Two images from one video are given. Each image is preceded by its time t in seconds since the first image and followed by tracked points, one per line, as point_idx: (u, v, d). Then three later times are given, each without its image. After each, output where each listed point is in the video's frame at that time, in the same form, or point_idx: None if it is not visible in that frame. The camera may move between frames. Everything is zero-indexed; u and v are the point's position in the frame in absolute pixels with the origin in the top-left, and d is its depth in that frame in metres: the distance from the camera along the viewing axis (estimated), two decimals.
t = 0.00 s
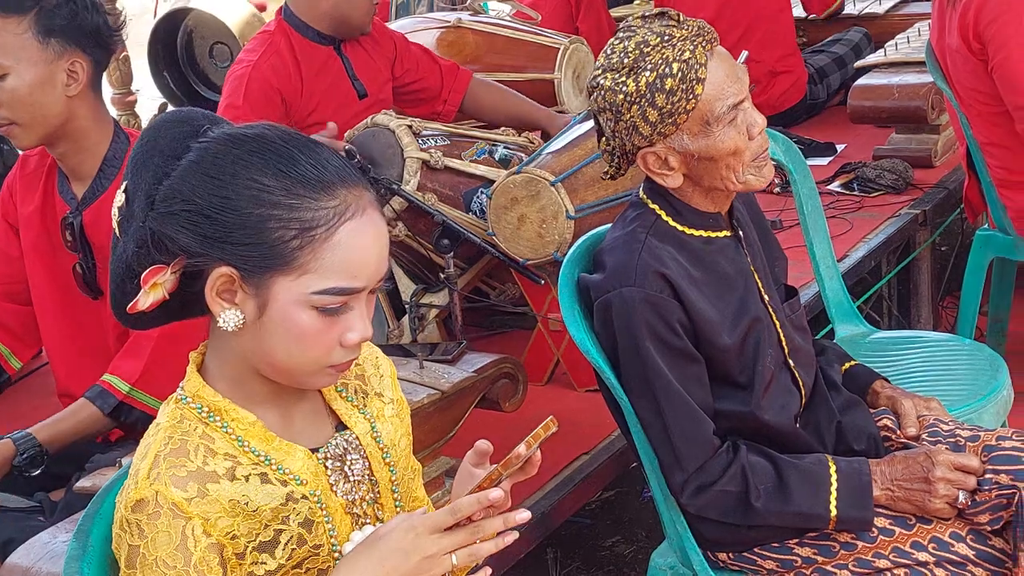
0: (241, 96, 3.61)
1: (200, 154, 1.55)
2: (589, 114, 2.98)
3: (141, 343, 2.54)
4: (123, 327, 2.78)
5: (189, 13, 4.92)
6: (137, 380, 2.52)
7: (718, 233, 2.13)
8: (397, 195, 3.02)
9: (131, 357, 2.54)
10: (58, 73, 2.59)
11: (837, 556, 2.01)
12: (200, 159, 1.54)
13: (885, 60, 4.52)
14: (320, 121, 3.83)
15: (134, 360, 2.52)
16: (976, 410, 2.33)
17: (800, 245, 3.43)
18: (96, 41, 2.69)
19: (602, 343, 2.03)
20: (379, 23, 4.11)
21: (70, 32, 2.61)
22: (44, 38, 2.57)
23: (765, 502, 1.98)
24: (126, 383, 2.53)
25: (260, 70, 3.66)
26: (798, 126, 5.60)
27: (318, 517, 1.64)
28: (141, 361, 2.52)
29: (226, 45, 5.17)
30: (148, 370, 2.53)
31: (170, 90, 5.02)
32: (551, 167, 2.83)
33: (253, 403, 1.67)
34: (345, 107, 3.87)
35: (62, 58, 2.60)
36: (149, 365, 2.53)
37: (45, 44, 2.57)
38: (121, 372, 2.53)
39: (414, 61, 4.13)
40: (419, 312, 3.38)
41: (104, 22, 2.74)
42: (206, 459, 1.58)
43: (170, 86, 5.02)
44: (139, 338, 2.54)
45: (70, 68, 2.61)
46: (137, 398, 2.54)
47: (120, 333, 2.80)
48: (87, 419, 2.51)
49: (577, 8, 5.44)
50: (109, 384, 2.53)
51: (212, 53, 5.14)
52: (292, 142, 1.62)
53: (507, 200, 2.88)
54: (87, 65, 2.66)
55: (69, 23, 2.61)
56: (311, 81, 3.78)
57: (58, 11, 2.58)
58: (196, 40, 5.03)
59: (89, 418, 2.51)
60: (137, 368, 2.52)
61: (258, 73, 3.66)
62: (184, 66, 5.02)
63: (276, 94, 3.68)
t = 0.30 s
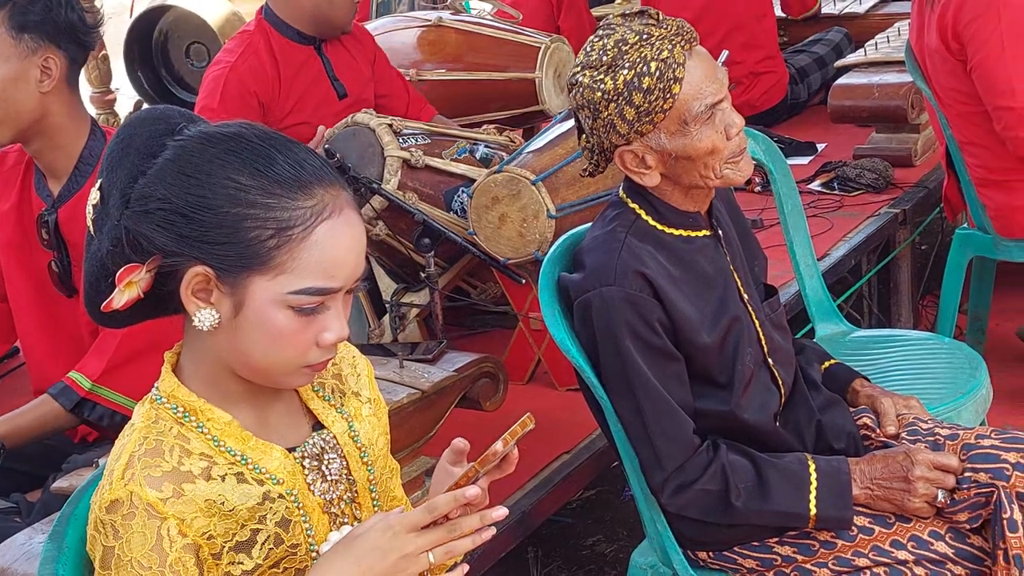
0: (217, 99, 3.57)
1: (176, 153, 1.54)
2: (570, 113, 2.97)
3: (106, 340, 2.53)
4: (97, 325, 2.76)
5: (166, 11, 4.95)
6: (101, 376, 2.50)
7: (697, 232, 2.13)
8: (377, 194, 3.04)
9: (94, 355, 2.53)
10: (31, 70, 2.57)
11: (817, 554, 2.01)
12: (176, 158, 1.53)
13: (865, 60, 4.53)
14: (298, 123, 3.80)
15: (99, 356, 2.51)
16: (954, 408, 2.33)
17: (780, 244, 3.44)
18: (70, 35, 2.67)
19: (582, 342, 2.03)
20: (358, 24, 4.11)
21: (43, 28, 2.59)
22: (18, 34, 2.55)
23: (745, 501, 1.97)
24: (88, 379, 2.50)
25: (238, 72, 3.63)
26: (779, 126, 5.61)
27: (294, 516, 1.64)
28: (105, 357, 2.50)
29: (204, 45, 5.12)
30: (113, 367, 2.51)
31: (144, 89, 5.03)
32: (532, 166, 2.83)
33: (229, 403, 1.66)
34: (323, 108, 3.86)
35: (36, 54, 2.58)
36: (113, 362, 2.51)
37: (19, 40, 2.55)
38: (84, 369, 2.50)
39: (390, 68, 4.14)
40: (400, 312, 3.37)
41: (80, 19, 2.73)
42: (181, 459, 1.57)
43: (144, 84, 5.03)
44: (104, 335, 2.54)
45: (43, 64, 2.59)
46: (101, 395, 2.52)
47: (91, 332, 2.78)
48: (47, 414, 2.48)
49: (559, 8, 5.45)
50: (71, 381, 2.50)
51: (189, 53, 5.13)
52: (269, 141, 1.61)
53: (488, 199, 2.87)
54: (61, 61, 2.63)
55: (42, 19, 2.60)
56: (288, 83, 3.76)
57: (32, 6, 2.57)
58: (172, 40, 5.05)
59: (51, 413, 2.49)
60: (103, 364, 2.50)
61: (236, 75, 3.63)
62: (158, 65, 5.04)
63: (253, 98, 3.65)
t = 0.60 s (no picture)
0: (199, 96, 3.58)
1: (155, 154, 1.53)
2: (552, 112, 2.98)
3: (92, 343, 2.52)
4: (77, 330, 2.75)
5: (146, 10, 4.90)
6: (86, 382, 2.49)
7: (678, 231, 2.13)
8: (358, 195, 3.03)
9: (80, 359, 2.52)
10: (6, 71, 2.57)
11: (800, 551, 2.02)
12: (155, 159, 1.52)
13: (846, 58, 4.54)
14: (279, 123, 3.79)
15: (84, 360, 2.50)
16: (936, 405, 2.34)
17: (761, 242, 3.44)
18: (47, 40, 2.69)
19: (564, 341, 2.03)
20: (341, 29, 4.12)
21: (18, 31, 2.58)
22: None
23: (728, 499, 1.98)
24: (74, 385, 2.50)
25: (221, 70, 3.63)
26: (761, 124, 5.62)
27: (275, 518, 1.63)
28: (90, 362, 2.49)
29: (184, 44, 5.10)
30: (99, 371, 2.51)
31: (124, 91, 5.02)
32: (513, 165, 2.84)
33: (208, 405, 1.65)
34: (304, 107, 3.84)
35: (11, 56, 2.58)
36: (97, 367, 2.50)
37: None
38: (69, 374, 2.50)
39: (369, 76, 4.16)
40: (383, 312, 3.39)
41: (57, 21, 2.72)
42: (161, 462, 1.56)
43: (124, 86, 5.01)
44: (90, 338, 2.52)
45: (18, 66, 2.59)
46: (86, 400, 2.51)
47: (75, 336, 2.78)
48: (35, 423, 2.47)
49: (541, 7, 5.45)
50: (56, 388, 2.50)
51: (169, 53, 5.10)
52: (248, 142, 1.60)
53: (470, 198, 2.87)
54: (37, 63, 2.64)
55: (18, 21, 2.60)
56: (272, 83, 3.75)
57: (6, 8, 2.57)
58: (153, 40, 5.01)
59: (38, 421, 2.48)
60: (89, 369, 2.49)
61: (219, 74, 3.63)
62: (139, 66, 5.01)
63: (235, 97, 3.66)
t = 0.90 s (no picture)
0: (199, 89, 3.57)
1: (146, 150, 1.53)
2: (545, 108, 2.99)
3: (61, 337, 2.50)
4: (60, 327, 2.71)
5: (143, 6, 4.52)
6: (50, 375, 2.47)
7: (670, 228, 2.13)
8: (350, 191, 3.04)
9: (46, 354, 2.50)
10: None
11: (791, 547, 2.02)
12: (146, 156, 1.52)
13: (839, 54, 4.54)
14: (276, 117, 3.78)
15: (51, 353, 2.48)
16: (928, 402, 2.34)
17: (753, 239, 3.45)
18: (30, 38, 2.68)
19: (557, 338, 2.02)
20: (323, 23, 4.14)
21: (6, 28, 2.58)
22: None
23: (719, 495, 1.98)
24: (38, 380, 2.48)
25: (220, 64, 3.62)
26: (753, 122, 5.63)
27: (266, 515, 1.63)
28: (56, 356, 2.48)
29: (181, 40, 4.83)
30: (64, 365, 2.49)
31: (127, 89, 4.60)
32: (505, 162, 2.83)
33: (199, 402, 1.65)
34: (300, 102, 3.84)
35: None
36: (65, 363, 2.48)
37: None
38: (34, 368, 2.48)
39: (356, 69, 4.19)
40: (376, 308, 3.37)
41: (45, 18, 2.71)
42: (151, 458, 1.56)
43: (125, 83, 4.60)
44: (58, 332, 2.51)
45: (1, 65, 2.60)
46: (50, 396, 2.49)
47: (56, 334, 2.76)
48: None
49: (533, 4, 5.45)
50: (21, 383, 2.48)
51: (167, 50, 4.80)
52: (240, 139, 1.60)
53: (462, 195, 2.86)
54: (21, 62, 2.65)
55: (1, 22, 2.61)
56: (268, 76, 3.74)
57: None
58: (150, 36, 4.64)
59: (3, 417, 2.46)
60: (55, 362, 2.48)
61: (218, 68, 3.62)
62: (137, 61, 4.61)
63: (235, 91, 3.65)
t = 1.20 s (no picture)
0: (195, 83, 3.55)
1: (141, 147, 1.52)
2: (541, 107, 2.98)
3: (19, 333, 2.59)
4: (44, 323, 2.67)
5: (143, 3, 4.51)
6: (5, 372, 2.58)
7: (667, 225, 2.13)
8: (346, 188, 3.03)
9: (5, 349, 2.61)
10: None
11: (788, 545, 2.03)
12: (140, 152, 1.51)
13: (836, 53, 4.54)
14: (269, 111, 3.77)
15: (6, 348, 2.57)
16: (924, 399, 2.34)
17: (750, 237, 3.45)
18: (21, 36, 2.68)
19: (553, 336, 2.02)
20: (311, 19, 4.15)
21: None
22: None
23: (717, 493, 1.98)
24: None
25: (216, 57, 3.61)
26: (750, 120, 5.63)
27: (262, 512, 1.63)
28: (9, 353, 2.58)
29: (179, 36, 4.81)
30: (17, 364, 2.58)
31: (128, 84, 4.56)
32: (502, 160, 2.83)
33: (195, 399, 1.64)
34: (294, 95, 3.84)
35: None
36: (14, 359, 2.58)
37: None
38: None
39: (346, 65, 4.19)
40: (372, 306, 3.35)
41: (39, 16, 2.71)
42: (148, 455, 1.55)
43: (127, 79, 4.55)
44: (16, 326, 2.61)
45: None
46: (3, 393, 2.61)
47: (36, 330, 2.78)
48: None
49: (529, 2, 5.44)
50: None
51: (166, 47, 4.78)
52: (236, 136, 1.59)
53: (459, 192, 2.86)
54: (10, 61, 2.64)
55: None
56: (263, 70, 3.74)
57: None
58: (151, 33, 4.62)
59: None
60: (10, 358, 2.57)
61: (213, 61, 3.60)
62: (139, 58, 4.59)
63: (231, 84, 3.63)
